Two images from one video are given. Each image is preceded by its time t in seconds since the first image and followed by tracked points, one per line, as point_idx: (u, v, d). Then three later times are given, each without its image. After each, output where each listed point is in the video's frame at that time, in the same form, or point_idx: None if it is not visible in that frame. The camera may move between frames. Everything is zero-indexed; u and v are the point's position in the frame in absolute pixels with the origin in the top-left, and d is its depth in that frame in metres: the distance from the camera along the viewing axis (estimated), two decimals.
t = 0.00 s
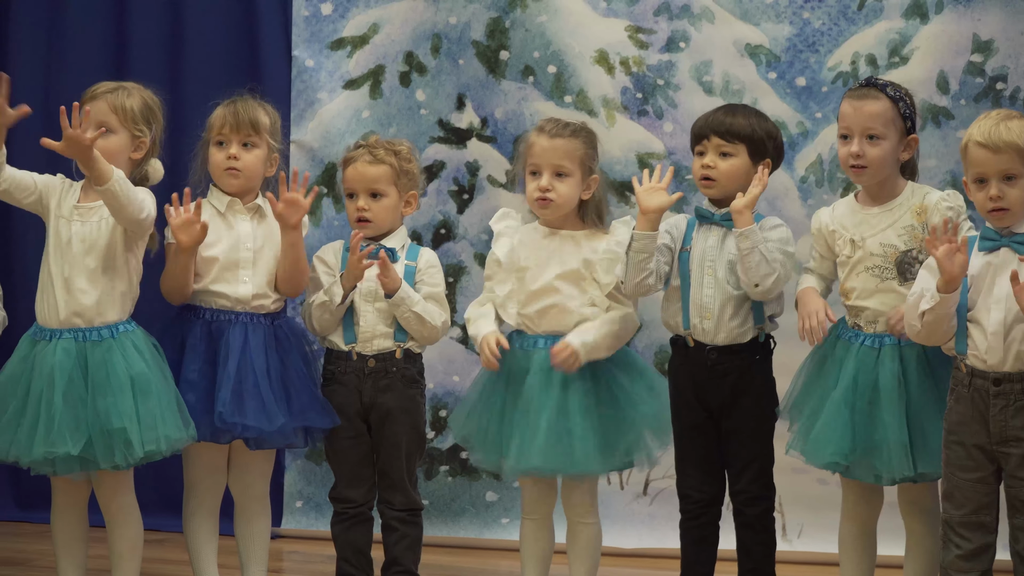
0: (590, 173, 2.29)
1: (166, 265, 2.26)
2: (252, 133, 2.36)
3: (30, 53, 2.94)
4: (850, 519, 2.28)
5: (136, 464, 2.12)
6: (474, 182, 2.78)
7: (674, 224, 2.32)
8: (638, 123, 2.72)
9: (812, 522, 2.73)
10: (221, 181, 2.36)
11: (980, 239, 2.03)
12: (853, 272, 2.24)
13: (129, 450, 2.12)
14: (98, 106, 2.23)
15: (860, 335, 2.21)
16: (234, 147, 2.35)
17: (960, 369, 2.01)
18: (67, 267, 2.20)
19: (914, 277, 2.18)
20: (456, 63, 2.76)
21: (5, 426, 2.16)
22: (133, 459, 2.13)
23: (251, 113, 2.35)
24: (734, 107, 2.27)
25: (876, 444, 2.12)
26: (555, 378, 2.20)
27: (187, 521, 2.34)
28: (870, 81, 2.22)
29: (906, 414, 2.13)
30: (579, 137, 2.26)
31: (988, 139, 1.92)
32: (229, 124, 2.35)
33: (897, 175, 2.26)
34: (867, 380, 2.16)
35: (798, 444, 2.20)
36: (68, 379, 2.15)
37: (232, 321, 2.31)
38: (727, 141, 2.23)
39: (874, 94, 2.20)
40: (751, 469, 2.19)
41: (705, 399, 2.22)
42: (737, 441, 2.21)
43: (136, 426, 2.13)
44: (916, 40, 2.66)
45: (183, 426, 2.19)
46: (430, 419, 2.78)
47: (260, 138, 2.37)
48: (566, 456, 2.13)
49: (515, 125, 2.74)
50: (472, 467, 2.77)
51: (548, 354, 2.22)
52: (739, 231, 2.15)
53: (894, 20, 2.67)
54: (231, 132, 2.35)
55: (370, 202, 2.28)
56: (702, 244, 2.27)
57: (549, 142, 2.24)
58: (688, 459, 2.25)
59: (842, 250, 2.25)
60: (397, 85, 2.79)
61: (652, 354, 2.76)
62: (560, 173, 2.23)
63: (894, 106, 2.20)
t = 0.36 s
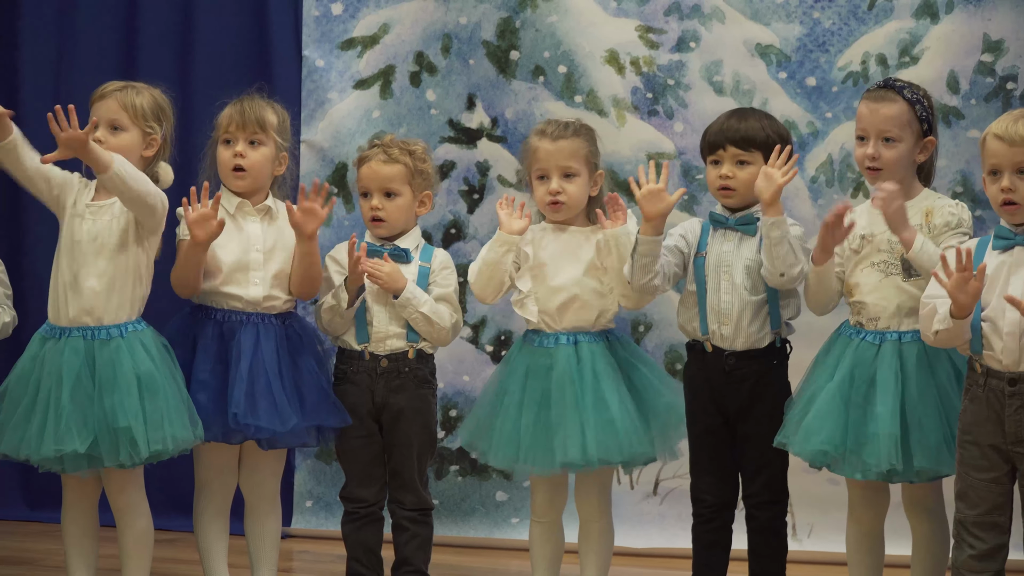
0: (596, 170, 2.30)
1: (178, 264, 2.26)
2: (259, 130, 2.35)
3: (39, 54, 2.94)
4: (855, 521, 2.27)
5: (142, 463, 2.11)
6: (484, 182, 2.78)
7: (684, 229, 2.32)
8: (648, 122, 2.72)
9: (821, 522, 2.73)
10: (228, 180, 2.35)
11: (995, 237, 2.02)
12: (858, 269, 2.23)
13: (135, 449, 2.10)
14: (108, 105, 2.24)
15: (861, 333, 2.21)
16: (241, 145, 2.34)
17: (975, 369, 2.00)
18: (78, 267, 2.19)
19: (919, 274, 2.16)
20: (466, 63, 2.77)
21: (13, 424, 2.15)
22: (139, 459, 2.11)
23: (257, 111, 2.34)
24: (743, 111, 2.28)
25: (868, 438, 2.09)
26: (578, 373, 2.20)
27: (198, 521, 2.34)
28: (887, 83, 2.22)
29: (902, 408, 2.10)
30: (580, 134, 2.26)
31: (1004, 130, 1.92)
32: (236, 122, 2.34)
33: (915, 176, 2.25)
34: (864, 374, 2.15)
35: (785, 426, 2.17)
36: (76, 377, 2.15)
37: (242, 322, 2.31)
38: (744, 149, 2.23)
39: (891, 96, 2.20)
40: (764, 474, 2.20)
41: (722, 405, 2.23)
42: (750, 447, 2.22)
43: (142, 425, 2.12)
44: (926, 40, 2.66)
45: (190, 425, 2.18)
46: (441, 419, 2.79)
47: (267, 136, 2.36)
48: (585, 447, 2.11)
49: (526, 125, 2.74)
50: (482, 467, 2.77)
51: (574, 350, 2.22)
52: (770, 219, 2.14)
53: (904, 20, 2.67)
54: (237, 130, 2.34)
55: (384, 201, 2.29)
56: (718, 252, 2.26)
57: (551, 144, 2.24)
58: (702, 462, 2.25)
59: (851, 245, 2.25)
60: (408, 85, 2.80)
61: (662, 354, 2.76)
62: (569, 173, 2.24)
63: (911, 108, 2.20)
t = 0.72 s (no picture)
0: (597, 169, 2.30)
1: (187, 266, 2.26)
2: (264, 129, 2.34)
3: (46, 52, 2.94)
4: (863, 515, 2.27)
5: (152, 462, 2.10)
6: (491, 180, 2.78)
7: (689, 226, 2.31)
8: (656, 120, 2.72)
9: (828, 520, 2.73)
10: (234, 177, 2.34)
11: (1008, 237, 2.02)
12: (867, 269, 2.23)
13: (144, 448, 2.10)
14: (114, 104, 2.23)
15: (874, 327, 2.21)
16: (247, 144, 2.33)
17: (987, 368, 2.01)
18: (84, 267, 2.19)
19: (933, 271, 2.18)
20: (473, 61, 2.77)
21: (19, 426, 2.14)
22: (149, 458, 2.11)
23: (262, 109, 2.34)
24: (745, 110, 2.27)
25: (887, 430, 2.09)
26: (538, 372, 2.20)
27: (206, 521, 2.33)
28: (895, 81, 2.22)
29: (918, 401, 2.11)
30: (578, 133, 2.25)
31: (1016, 132, 1.92)
32: (241, 121, 2.33)
33: (922, 175, 2.26)
34: (879, 369, 2.15)
35: (796, 425, 2.17)
36: (85, 377, 2.14)
37: (252, 318, 2.31)
38: (747, 152, 2.22)
39: (900, 94, 2.19)
40: (768, 475, 2.20)
41: (725, 401, 2.22)
42: (755, 446, 2.22)
43: (151, 423, 2.12)
44: (933, 38, 2.66)
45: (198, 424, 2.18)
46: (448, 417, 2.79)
47: (274, 135, 2.35)
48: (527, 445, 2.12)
49: (533, 123, 2.74)
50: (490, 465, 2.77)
51: (541, 347, 2.22)
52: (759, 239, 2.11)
53: (911, 19, 2.66)
54: (243, 129, 2.33)
55: (396, 203, 2.29)
56: (722, 248, 2.26)
57: (554, 142, 2.24)
58: (706, 459, 2.25)
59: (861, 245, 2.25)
60: (415, 83, 2.80)
61: (669, 351, 2.76)
62: (573, 170, 2.24)
63: (920, 105, 2.20)
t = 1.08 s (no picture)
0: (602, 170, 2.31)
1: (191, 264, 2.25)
2: (278, 130, 2.35)
3: (53, 52, 2.95)
4: (866, 519, 2.25)
5: (161, 464, 2.11)
6: (499, 180, 2.78)
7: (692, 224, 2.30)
8: (663, 120, 2.72)
9: (836, 520, 2.72)
10: (246, 179, 2.34)
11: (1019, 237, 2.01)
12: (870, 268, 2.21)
13: (153, 450, 2.10)
14: (108, 101, 2.23)
15: (871, 329, 2.20)
16: (260, 146, 2.33)
17: (996, 368, 2.00)
18: (93, 267, 2.18)
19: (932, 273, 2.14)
20: (481, 61, 2.77)
21: (29, 426, 2.14)
22: (158, 459, 2.11)
23: (275, 109, 2.33)
24: (750, 107, 2.27)
25: (882, 435, 2.09)
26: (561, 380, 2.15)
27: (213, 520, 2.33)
28: (899, 76, 2.22)
29: (913, 404, 2.09)
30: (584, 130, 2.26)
31: None
32: (255, 122, 2.33)
33: (928, 170, 2.25)
34: (875, 371, 2.13)
35: (796, 422, 2.19)
36: (93, 378, 2.14)
37: (256, 318, 2.30)
38: (751, 148, 2.23)
39: (903, 88, 2.19)
40: (772, 471, 2.19)
41: (724, 401, 2.22)
42: (755, 444, 2.21)
43: (160, 426, 2.12)
44: (941, 38, 2.65)
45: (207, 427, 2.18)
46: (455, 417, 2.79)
47: (286, 136, 2.35)
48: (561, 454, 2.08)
49: (540, 122, 2.74)
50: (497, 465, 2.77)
51: (560, 355, 2.18)
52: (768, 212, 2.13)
53: (919, 18, 2.66)
54: (256, 131, 2.33)
55: (414, 204, 2.30)
56: (722, 244, 2.26)
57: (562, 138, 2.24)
58: (709, 459, 2.24)
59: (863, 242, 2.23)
60: (422, 83, 2.80)
61: (676, 352, 2.75)
62: (582, 166, 2.24)
63: (923, 99, 2.19)
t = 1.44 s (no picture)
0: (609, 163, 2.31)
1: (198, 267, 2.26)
2: (281, 130, 2.34)
3: (61, 52, 2.95)
4: (872, 519, 2.24)
5: (173, 462, 2.10)
6: (506, 180, 2.78)
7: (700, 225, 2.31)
8: (670, 120, 2.72)
9: (842, 520, 2.73)
10: (250, 180, 2.33)
11: None
12: (875, 267, 2.22)
13: (164, 448, 2.10)
14: (97, 106, 2.21)
15: (877, 331, 2.20)
16: (263, 145, 2.33)
17: (999, 367, 1.99)
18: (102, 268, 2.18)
19: (934, 274, 2.15)
20: (488, 61, 2.77)
21: (44, 426, 2.15)
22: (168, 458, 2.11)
23: (279, 112, 2.33)
24: (755, 107, 2.26)
25: (892, 436, 2.08)
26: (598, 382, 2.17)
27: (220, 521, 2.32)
28: (907, 78, 2.22)
29: (924, 405, 2.10)
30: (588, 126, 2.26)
31: None
32: (258, 121, 2.32)
33: (931, 175, 2.25)
34: (884, 372, 2.13)
35: (804, 426, 2.17)
36: (104, 377, 2.14)
37: (257, 317, 2.30)
38: (755, 143, 2.22)
39: (911, 91, 2.20)
40: (777, 469, 2.19)
41: (728, 399, 2.22)
42: (761, 442, 2.21)
43: (171, 425, 2.11)
44: (948, 38, 2.65)
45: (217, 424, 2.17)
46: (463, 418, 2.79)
47: (290, 135, 2.34)
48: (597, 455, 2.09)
49: (548, 122, 2.74)
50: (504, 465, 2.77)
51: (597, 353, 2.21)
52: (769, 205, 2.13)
53: (926, 19, 2.66)
54: (259, 130, 2.33)
55: (428, 198, 2.30)
56: (725, 243, 2.26)
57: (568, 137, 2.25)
58: (716, 459, 2.24)
59: (867, 241, 2.24)
60: (429, 83, 2.80)
61: (682, 353, 2.75)
62: (588, 163, 2.24)
63: (931, 103, 2.20)
